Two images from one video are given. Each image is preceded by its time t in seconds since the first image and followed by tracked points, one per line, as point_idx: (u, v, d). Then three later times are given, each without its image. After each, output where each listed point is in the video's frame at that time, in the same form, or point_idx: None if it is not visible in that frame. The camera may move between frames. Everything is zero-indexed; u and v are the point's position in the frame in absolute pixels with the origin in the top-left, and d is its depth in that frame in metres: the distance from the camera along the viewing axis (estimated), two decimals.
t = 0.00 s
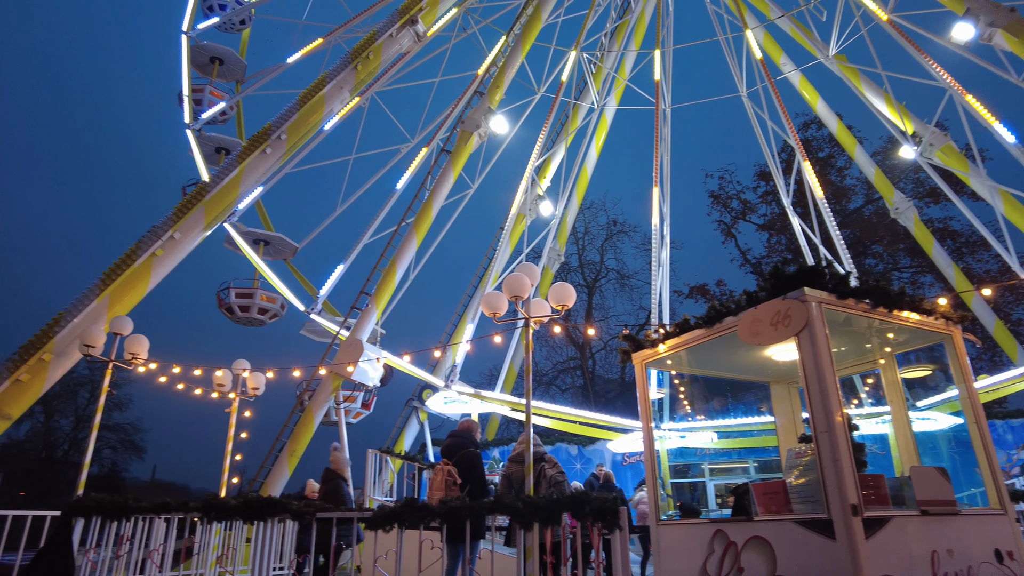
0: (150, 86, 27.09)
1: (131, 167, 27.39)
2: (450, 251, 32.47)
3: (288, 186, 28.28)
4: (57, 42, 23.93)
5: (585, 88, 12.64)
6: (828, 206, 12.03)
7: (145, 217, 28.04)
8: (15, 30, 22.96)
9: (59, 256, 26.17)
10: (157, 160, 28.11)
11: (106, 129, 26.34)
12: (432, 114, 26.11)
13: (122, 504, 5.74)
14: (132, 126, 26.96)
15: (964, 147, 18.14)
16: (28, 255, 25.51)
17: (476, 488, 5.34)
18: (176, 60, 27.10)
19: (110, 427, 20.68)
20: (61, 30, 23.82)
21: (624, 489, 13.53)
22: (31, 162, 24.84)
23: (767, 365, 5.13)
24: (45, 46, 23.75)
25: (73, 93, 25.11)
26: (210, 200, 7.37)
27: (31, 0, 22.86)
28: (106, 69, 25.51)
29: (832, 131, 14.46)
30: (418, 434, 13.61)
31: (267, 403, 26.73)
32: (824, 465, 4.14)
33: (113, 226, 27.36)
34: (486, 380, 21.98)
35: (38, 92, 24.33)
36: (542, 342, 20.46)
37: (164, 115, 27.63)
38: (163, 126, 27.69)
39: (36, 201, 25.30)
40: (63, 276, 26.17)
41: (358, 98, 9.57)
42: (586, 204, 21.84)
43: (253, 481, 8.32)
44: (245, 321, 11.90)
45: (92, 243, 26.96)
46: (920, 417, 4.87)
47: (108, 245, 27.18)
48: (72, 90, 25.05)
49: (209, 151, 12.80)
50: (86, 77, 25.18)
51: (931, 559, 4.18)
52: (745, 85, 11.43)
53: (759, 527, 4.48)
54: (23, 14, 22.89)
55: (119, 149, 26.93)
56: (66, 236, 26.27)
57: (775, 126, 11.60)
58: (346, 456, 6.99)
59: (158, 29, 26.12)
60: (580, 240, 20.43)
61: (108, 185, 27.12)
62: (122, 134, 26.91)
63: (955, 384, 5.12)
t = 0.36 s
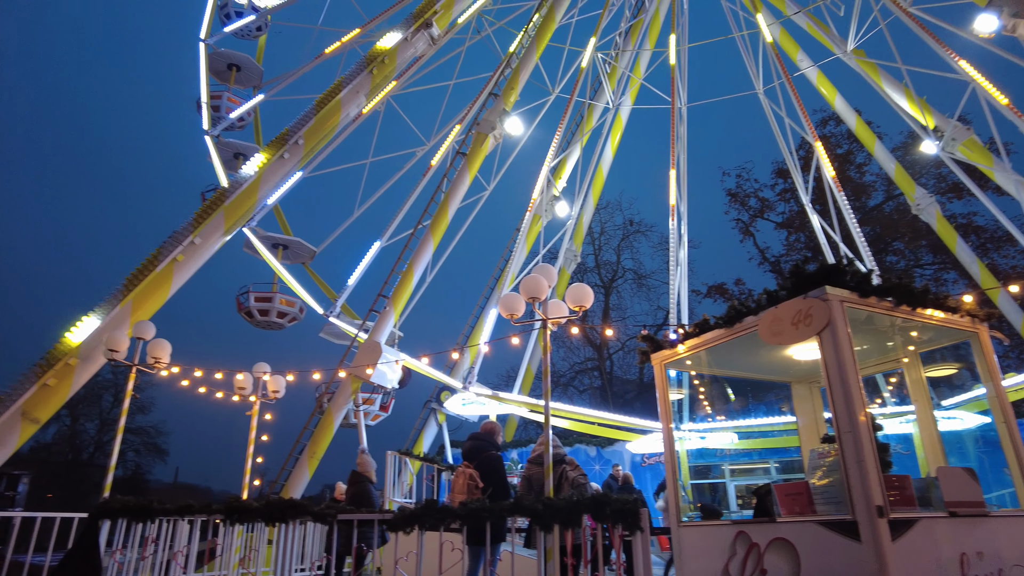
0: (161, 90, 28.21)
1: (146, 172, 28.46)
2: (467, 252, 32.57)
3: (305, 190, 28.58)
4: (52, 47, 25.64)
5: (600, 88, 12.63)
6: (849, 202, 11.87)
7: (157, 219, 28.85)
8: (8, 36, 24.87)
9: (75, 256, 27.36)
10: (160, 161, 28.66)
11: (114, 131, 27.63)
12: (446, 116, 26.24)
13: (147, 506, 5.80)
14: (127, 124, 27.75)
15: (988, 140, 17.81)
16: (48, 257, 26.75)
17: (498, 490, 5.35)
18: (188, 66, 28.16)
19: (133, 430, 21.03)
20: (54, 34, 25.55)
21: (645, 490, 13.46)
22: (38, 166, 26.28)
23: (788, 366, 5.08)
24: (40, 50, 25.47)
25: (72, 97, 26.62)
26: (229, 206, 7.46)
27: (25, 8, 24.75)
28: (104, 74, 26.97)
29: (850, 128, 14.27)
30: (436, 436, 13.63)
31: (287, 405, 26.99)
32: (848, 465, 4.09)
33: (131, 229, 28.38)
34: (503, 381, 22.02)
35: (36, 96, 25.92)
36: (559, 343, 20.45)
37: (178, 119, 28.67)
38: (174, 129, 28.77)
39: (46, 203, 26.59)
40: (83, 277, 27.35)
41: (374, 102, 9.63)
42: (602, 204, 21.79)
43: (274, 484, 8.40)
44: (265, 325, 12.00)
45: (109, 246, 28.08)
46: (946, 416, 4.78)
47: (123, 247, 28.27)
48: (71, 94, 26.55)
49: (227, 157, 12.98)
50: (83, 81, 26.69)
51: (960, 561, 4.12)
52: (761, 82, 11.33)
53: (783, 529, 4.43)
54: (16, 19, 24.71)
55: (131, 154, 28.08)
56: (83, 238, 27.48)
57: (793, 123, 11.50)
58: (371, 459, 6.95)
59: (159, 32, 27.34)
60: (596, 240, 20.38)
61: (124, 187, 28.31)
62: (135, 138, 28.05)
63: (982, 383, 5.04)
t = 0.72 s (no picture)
0: (165, 91, 28.24)
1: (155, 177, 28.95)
2: (486, 255, 32.65)
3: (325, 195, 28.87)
4: (55, 45, 24.94)
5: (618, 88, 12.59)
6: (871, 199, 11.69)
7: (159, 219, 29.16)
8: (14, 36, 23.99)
9: (96, 263, 27.70)
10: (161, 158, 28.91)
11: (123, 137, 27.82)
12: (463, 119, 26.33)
13: (174, 509, 5.91)
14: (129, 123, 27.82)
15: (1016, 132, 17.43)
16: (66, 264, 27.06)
17: (523, 492, 5.35)
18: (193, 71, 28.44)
19: (160, 434, 21.39)
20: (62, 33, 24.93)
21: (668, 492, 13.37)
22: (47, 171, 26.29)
23: (813, 365, 5.00)
24: (41, 49, 24.77)
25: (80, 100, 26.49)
26: (251, 211, 7.55)
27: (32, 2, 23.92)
28: (110, 74, 26.84)
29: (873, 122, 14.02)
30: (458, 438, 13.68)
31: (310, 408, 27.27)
32: (876, 466, 4.02)
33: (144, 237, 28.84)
34: (524, 383, 22.04)
35: (43, 100, 25.73)
36: (579, 344, 20.41)
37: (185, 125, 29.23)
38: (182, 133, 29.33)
39: (65, 211, 26.85)
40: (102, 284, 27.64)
41: (392, 106, 9.69)
42: (621, 204, 21.68)
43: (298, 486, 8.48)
44: (287, 329, 12.15)
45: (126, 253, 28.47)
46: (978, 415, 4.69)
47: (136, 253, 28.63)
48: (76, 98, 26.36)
49: (248, 164, 13.15)
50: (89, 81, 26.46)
51: (995, 564, 4.06)
52: (781, 78, 11.20)
53: (809, 531, 4.38)
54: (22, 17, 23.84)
55: (139, 158, 28.38)
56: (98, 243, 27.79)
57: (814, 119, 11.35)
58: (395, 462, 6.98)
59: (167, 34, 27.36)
60: (615, 240, 20.32)
61: (137, 194, 28.63)
62: (143, 143, 28.31)
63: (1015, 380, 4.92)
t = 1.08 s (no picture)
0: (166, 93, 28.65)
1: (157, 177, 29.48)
2: (503, 256, 32.73)
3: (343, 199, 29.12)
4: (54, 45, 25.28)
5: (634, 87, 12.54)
6: (892, 195, 11.48)
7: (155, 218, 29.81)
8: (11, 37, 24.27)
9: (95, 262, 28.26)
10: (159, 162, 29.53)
11: (123, 139, 28.25)
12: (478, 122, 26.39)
13: (198, 511, 6.10)
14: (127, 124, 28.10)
15: None
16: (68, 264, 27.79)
17: (543, 493, 5.35)
18: (194, 72, 28.62)
19: (183, 437, 21.73)
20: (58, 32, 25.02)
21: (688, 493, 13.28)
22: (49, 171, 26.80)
23: (836, 364, 4.91)
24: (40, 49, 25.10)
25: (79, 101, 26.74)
26: (271, 216, 7.63)
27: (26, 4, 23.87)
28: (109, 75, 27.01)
29: (893, 117, 13.78)
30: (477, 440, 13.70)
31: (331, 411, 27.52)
32: (901, 466, 3.96)
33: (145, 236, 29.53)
34: (542, 384, 22.04)
35: (42, 100, 25.93)
36: (597, 345, 20.36)
37: (186, 124, 29.62)
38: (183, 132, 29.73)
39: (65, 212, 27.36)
40: (103, 283, 28.28)
41: (408, 109, 9.72)
42: (638, 203, 21.55)
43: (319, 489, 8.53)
44: (306, 332, 12.25)
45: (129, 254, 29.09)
46: (1006, 415, 4.60)
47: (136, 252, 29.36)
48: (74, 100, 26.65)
49: (267, 169, 13.30)
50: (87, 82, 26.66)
51: None
52: (799, 74, 11.05)
53: (833, 532, 4.32)
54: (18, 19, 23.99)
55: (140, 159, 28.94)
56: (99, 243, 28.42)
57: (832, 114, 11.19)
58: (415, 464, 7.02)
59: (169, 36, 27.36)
60: (633, 240, 20.20)
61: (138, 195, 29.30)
62: (142, 145, 28.74)
63: None
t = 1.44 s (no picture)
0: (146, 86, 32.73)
1: (149, 167, 33.54)
2: (523, 256, 32.85)
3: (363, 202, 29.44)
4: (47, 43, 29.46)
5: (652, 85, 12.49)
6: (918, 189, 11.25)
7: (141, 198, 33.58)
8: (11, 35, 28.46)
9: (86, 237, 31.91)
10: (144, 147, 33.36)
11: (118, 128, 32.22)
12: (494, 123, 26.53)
13: (225, 512, 6.13)
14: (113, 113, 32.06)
15: None
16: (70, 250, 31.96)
17: (566, 493, 5.35)
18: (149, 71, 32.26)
19: (210, 438, 22.14)
20: (56, 30, 29.42)
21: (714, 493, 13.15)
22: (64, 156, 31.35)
23: (863, 362, 4.85)
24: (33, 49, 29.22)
25: (72, 94, 31.03)
26: (293, 220, 7.72)
27: None
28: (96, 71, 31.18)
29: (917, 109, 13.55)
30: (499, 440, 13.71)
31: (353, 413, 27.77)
32: (932, 465, 3.89)
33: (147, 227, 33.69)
34: (564, 384, 22.06)
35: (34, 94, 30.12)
36: (618, 344, 20.33)
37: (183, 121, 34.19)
38: (176, 126, 34.19)
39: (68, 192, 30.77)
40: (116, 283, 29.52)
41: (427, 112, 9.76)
42: (657, 202, 21.52)
43: (343, 490, 8.59)
44: (329, 335, 12.36)
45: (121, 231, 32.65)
46: None
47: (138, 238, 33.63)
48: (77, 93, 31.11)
49: (289, 174, 13.49)
50: (82, 75, 30.95)
51: None
52: (819, 67, 10.91)
53: (862, 532, 4.27)
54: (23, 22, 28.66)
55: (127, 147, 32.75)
56: (91, 229, 32.46)
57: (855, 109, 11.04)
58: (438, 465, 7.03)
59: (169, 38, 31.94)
60: (653, 239, 20.10)
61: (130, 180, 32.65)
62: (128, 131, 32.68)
63: None
